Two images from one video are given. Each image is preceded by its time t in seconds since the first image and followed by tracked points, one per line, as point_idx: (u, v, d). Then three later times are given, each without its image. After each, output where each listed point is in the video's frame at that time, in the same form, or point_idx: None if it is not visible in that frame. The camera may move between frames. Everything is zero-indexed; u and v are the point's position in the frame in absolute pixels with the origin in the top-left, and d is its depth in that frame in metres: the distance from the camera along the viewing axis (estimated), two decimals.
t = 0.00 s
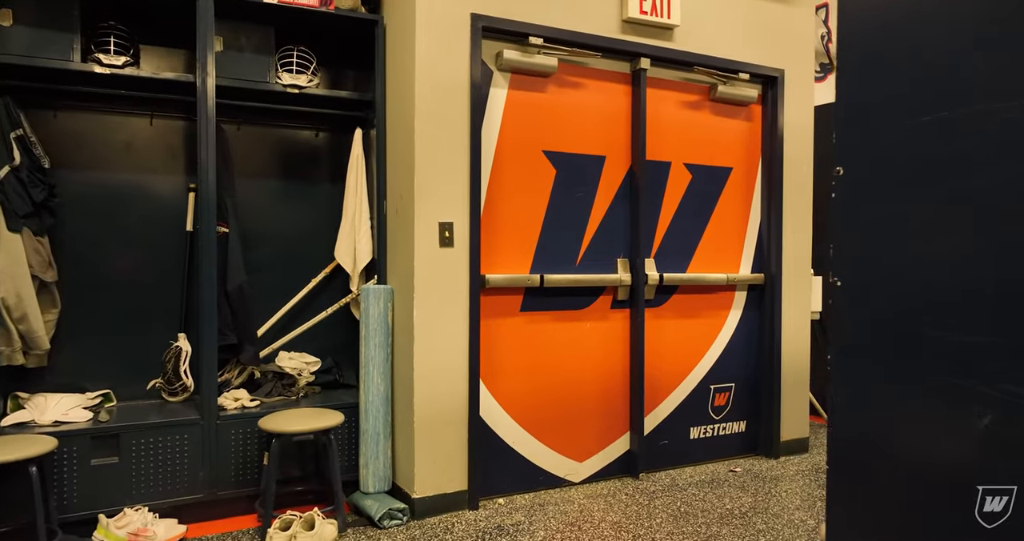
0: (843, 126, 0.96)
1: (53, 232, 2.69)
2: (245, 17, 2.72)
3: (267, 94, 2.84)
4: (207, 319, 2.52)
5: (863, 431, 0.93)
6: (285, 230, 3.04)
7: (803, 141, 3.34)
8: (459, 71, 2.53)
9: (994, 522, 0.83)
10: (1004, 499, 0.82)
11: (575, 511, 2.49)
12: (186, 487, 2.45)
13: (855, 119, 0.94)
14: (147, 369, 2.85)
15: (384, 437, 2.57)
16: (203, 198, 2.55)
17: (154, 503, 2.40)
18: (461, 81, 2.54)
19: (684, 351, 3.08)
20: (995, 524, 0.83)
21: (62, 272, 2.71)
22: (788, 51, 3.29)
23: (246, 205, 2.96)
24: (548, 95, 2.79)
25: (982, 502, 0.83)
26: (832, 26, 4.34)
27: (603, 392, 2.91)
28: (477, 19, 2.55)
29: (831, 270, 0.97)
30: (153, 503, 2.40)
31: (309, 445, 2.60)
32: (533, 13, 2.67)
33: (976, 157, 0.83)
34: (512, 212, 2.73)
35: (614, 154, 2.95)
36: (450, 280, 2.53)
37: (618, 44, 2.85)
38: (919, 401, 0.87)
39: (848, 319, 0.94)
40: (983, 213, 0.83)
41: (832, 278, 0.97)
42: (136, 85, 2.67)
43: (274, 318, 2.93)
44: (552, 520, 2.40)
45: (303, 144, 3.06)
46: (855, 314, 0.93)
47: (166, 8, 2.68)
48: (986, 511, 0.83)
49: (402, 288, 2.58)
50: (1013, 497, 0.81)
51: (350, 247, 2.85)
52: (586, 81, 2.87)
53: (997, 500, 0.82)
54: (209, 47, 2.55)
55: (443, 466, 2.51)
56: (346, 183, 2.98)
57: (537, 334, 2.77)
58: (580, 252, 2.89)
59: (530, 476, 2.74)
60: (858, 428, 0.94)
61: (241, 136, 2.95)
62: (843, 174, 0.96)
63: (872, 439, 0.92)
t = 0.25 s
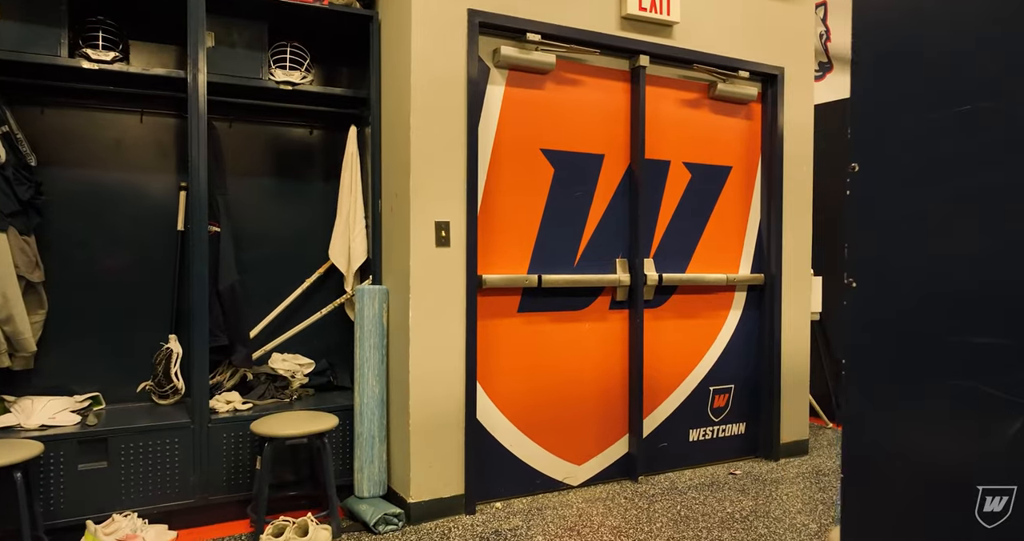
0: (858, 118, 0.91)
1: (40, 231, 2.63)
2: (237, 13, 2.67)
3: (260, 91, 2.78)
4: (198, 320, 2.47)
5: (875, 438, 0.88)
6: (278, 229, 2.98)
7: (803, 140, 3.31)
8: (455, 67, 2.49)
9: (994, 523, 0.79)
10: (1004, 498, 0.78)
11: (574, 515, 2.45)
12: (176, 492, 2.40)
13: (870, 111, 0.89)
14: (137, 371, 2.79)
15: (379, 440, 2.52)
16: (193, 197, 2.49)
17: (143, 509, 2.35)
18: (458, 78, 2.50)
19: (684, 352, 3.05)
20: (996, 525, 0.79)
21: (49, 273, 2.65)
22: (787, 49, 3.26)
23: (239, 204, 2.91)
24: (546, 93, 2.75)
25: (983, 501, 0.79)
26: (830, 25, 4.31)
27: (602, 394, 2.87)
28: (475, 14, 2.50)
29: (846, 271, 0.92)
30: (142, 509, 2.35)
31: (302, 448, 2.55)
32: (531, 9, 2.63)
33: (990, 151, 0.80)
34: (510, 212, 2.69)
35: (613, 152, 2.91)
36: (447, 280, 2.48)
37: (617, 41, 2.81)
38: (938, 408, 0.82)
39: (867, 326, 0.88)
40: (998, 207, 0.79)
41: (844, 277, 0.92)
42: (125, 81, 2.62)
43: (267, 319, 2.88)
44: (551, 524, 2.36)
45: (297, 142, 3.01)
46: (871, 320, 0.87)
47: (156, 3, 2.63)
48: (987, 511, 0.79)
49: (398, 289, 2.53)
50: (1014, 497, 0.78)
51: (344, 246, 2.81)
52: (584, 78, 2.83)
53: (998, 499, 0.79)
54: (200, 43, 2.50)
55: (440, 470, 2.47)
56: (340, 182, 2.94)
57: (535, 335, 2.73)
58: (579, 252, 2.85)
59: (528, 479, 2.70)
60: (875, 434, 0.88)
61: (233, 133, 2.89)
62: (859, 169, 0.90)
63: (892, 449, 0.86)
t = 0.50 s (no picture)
0: (874, 146, 1.16)
1: (27, 231, 2.57)
2: (230, 8, 2.62)
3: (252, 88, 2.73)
4: (190, 321, 2.42)
5: (889, 430, 1.14)
6: (272, 229, 2.93)
7: (803, 139, 3.28)
8: (452, 63, 2.44)
9: (993, 519, 1.03)
10: (1003, 499, 1.02)
11: (573, 520, 2.41)
12: (167, 497, 2.35)
13: (884, 144, 1.14)
14: (127, 373, 2.73)
15: (375, 444, 2.47)
16: (185, 195, 2.44)
17: (134, 514, 2.30)
18: (455, 75, 2.45)
19: (683, 353, 3.01)
20: (994, 522, 1.03)
21: (37, 273, 2.59)
22: (788, 47, 3.22)
23: (231, 203, 2.85)
24: (544, 90, 2.70)
25: (984, 502, 1.03)
26: (829, 23, 4.29)
27: (600, 396, 2.83)
28: (472, 10, 2.46)
29: (866, 273, 1.17)
30: (132, 514, 2.30)
31: (296, 452, 2.50)
32: (529, 4, 2.58)
33: (1001, 153, 1.01)
34: (507, 211, 2.65)
35: (612, 151, 2.87)
36: (443, 280, 2.43)
37: (616, 37, 2.77)
38: (959, 394, 1.05)
39: (881, 318, 1.14)
40: (1010, 209, 1.01)
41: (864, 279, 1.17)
42: (115, 77, 2.56)
43: (259, 321, 2.83)
44: (549, 529, 2.32)
45: (290, 140, 2.96)
46: (884, 311, 1.13)
47: None
48: (987, 510, 1.03)
49: (393, 289, 2.48)
50: (1011, 497, 1.01)
51: (339, 246, 2.76)
52: (583, 75, 2.79)
53: (997, 500, 1.02)
54: (191, 38, 2.44)
55: (436, 474, 2.42)
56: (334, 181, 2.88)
57: (534, 336, 2.69)
58: (577, 252, 2.81)
59: (526, 483, 2.66)
60: (887, 425, 1.14)
61: (225, 131, 2.84)
62: (876, 175, 1.15)
63: (885, 419, 1.15)
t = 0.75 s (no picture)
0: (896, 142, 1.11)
1: (14, 230, 2.51)
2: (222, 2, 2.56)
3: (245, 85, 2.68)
4: (181, 322, 2.36)
5: (906, 426, 1.10)
6: (266, 228, 2.88)
7: (804, 138, 3.25)
8: (450, 60, 2.40)
9: (992, 519, 1.06)
10: (1002, 499, 1.06)
11: (573, 524, 2.37)
12: (158, 502, 2.30)
13: (907, 131, 1.10)
14: (118, 376, 2.68)
15: (371, 447, 2.43)
16: (176, 194, 2.38)
17: (123, 520, 2.25)
18: (453, 71, 2.41)
19: (683, 354, 2.97)
20: (993, 521, 1.06)
21: (25, 273, 2.54)
22: (789, 45, 3.19)
23: (224, 202, 2.80)
24: (543, 87, 2.66)
25: (986, 503, 1.06)
26: (829, 21, 4.26)
27: (599, 398, 2.79)
28: (470, 5, 2.41)
29: (886, 274, 1.13)
30: (122, 520, 2.24)
31: (290, 456, 2.45)
32: None
33: (1004, 154, 1.05)
34: (506, 211, 2.60)
35: (611, 149, 2.83)
36: (440, 281, 2.39)
37: (616, 34, 2.72)
38: (968, 395, 1.06)
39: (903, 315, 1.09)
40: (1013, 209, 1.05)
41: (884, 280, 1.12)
42: (105, 73, 2.50)
43: (253, 322, 2.77)
44: (549, 534, 2.28)
45: (285, 138, 2.90)
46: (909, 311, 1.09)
47: None
48: (988, 511, 1.07)
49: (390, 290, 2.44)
50: (1010, 497, 1.06)
51: (334, 246, 2.71)
52: (583, 72, 2.75)
53: (997, 500, 1.06)
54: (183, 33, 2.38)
55: (433, 479, 2.37)
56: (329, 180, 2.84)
57: (532, 337, 2.64)
58: (576, 251, 2.77)
59: (524, 486, 2.62)
60: (903, 425, 1.10)
61: (218, 128, 2.78)
62: (896, 169, 1.11)
63: (902, 418, 1.10)
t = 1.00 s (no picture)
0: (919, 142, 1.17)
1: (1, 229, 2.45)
2: None
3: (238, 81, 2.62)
4: (173, 324, 2.31)
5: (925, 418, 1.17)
6: (261, 227, 2.83)
7: (805, 136, 3.21)
8: (448, 55, 2.35)
9: (993, 519, 1.11)
10: (1003, 499, 1.10)
11: (573, 528, 2.33)
12: (148, 508, 2.25)
13: (930, 129, 1.16)
14: (108, 378, 2.62)
15: (367, 451, 2.38)
16: (167, 192, 2.33)
17: (113, 526, 2.19)
18: (451, 67, 2.36)
19: (684, 355, 2.93)
20: (993, 521, 1.11)
21: (12, 273, 2.48)
22: (790, 42, 3.15)
23: (217, 200, 2.75)
24: (542, 84, 2.62)
25: (987, 504, 1.11)
26: (829, 19, 4.22)
27: (599, 399, 2.75)
28: None
29: (909, 274, 1.18)
30: (112, 526, 2.19)
31: (284, 460, 2.40)
32: None
33: None
34: (505, 210, 2.56)
35: (611, 147, 2.79)
36: (438, 281, 2.34)
37: (616, 30, 2.68)
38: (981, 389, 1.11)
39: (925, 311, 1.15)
40: None
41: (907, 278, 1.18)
42: (94, 68, 2.45)
43: (247, 323, 2.72)
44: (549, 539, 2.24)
45: (279, 135, 2.85)
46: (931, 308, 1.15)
47: None
48: (989, 510, 1.11)
49: (386, 290, 2.39)
50: (1011, 498, 1.09)
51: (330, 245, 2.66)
52: (583, 69, 2.71)
53: (998, 500, 1.10)
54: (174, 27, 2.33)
55: (430, 483, 2.33)
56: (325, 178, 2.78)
57: (532, 338, 2.60)
58: (576, 251, 2.72)
59: (523, 490, 2.58)
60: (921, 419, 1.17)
61: (211, 125, 2.73)
62: (919, 165, 1.17)
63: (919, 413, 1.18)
